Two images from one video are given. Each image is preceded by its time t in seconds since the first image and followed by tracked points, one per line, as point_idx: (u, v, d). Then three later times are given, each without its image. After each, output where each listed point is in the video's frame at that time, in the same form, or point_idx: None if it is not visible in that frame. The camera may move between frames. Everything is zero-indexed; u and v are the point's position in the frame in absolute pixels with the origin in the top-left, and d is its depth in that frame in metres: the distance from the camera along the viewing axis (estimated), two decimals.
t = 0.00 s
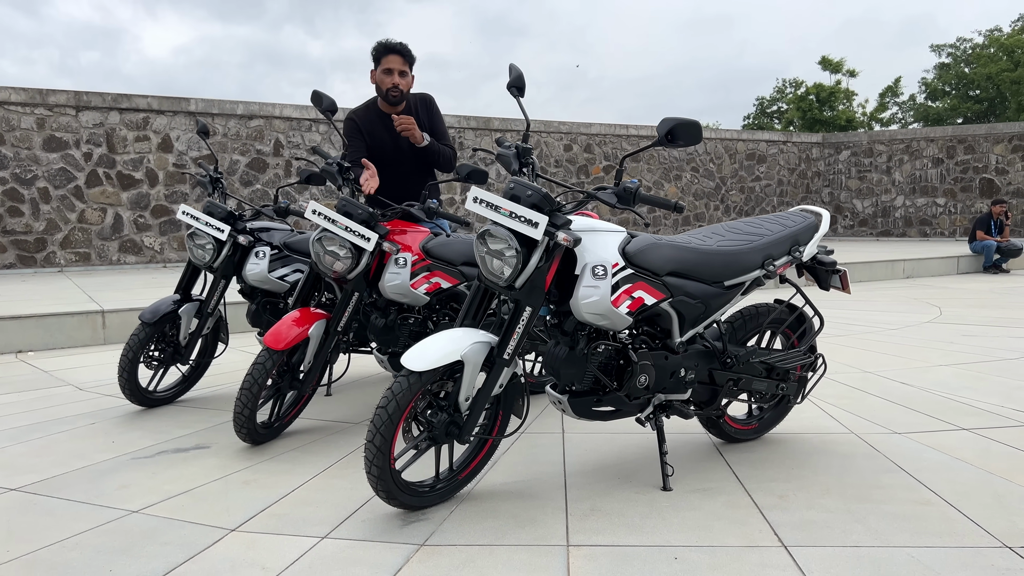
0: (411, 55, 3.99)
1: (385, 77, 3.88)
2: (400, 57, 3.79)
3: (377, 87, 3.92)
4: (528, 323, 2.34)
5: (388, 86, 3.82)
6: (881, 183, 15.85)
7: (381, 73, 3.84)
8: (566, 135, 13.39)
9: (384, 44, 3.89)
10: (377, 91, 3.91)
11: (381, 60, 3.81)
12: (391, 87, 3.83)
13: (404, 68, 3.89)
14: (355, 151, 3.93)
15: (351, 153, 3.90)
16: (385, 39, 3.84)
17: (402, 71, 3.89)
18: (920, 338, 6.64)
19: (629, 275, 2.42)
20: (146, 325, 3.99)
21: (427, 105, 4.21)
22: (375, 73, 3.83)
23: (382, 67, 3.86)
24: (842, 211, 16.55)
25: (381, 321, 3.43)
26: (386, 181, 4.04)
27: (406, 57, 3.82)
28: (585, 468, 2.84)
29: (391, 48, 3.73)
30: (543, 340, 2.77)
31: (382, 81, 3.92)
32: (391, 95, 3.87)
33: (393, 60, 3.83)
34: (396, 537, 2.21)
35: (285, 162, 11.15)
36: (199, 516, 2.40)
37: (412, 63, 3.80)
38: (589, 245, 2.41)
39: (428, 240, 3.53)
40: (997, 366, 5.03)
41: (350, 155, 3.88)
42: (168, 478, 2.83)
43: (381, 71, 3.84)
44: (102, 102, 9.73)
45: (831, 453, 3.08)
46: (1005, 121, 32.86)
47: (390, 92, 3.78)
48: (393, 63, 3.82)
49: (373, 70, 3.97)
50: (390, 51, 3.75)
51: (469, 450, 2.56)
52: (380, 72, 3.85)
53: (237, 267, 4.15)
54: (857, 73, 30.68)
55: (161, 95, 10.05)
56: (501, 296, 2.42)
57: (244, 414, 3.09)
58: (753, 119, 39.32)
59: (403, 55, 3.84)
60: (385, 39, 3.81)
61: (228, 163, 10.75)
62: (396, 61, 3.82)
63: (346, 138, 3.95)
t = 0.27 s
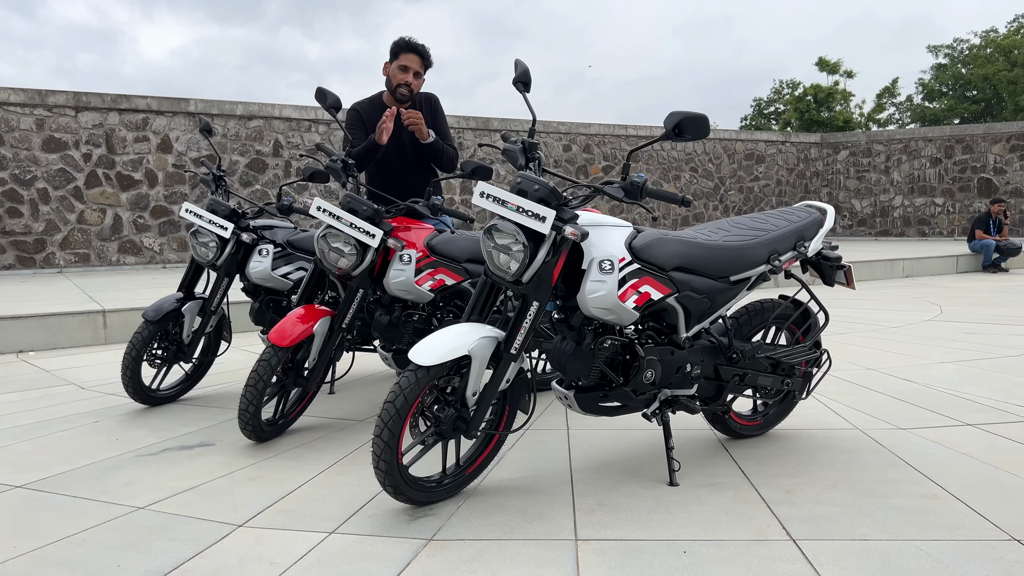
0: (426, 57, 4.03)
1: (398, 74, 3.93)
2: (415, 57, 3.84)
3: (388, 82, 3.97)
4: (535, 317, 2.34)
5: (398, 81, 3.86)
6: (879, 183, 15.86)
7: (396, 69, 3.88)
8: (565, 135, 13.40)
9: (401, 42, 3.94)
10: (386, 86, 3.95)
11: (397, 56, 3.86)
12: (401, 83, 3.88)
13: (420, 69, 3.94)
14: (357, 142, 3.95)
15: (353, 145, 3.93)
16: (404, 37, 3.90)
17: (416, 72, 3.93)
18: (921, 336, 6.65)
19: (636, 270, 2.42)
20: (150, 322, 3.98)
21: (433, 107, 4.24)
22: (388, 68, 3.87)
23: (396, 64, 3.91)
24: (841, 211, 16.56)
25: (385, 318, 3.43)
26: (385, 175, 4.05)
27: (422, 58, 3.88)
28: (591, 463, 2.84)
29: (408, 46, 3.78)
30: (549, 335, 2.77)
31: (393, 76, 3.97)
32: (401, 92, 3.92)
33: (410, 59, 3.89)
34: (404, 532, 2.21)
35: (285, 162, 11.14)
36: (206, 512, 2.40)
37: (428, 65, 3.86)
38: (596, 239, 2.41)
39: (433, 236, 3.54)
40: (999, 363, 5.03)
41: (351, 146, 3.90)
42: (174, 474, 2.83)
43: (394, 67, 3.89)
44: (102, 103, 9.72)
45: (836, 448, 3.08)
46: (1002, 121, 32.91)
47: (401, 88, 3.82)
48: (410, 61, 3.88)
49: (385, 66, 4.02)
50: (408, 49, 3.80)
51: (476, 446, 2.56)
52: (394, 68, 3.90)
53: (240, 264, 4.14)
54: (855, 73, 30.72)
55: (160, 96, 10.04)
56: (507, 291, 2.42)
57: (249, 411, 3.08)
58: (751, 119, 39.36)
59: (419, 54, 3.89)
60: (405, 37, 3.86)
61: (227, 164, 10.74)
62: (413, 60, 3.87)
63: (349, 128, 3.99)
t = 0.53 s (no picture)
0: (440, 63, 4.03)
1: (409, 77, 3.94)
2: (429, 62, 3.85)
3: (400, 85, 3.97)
4: (547, 316, 2.33)
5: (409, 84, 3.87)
6: (879, 183, 15.85)
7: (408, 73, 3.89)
8: (566, 136, 13.40)
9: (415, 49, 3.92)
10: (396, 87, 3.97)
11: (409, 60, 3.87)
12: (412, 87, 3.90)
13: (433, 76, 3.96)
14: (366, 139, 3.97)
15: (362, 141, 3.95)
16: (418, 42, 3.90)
17: (428, 78, 3.93)
18: (924, 335, 6.64)
19: (648, 268, 2.42)
20: (156, 322, 3.98)
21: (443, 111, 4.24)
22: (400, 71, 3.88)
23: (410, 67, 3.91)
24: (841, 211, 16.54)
25: (393, 318, 3.42)
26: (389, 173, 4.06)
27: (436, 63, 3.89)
28: (601, 462, 2.83)
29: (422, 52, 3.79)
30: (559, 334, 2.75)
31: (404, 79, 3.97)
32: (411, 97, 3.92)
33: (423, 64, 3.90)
34: (417, 531, 2.20)
35: (285, 163, 11.14)
36: (217, 512, 2.39)
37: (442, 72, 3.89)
38: (609, 237, 2.40)
39: (441, 235, 3.53)
40: (1004, 362, 5.02)
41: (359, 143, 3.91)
42: (183, 474, 2.81)
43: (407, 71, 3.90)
44: (102, 104, 9.72)
45: (847, 447, 3.07)
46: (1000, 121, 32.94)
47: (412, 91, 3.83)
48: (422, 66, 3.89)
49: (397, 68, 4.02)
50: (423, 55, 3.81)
51: (488, 444, 2.55)
52: (406, 71, 3.91)
53: (247, 264, 4.12)
54: (853, 74, 30.72)
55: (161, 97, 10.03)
56: (519, 289, 2.41)
57: (258, 411, 3.08)
58: (749, 120, 39.38)
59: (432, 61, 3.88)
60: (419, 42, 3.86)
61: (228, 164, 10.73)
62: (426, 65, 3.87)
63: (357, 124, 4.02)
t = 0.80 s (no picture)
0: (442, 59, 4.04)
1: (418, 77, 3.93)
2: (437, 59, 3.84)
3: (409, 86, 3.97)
4: (563, 318, 2.31)
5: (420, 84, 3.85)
6: (881, 182, 15.82)
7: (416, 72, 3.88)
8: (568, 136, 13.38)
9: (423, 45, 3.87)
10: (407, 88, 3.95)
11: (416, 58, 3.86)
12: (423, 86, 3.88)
13: (440, 69, 3.96)
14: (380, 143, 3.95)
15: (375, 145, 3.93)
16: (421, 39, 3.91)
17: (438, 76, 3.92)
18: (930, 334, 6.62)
19: (664, 269, 2.40)
20: (164, 324, 3.97)
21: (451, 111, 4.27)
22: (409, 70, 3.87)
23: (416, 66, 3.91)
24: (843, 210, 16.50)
25: (404, 319, 3.40)
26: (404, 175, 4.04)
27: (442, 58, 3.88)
28: (615, 464, 2.81)
29: (427, 47, 3.79)
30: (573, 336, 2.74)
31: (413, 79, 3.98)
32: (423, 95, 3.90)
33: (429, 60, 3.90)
34: (433, 534, 2.19)
35: (288, 164, 11.14)
36: (231, 516, 2.37)
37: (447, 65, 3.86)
38: (625, 238, 2.38)
39: (451, 236, 3.52)
40: (1013, 361, 5.00)
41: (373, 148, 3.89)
42: (195, 478, 2.79)
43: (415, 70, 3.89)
44: (105, 105, 9.71)
45: (861, 448, 3.04)
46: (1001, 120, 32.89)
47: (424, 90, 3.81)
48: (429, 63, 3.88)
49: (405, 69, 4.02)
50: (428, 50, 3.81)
51: (502, 447, 2.54)
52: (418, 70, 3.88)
53: (255, 266, 4.12)
54: (853, 73, 30.68)
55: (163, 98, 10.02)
56: (534, 291, 2.40)
57: (269, 413, 3.07)
58: (749, 120, 39.37)
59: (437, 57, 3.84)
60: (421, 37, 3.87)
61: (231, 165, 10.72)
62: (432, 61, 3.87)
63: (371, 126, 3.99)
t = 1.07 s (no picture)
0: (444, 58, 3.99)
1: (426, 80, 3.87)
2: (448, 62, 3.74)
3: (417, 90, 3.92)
4: (578, 323, 2.30)
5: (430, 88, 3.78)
6: (884, 181, 15.79)
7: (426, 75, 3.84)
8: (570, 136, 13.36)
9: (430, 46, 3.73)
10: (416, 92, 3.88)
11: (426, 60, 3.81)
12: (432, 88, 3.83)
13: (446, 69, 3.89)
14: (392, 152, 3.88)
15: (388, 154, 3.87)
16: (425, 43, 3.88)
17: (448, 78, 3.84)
18: (936, 335, 6.60)
19: (679, 273, 2.39)
20: (173, 329, 3.96)
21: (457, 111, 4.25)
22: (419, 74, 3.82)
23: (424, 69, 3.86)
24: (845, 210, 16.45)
25: (414, 323, 3.40)
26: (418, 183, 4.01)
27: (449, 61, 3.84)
28: (628, 470, 2.80)
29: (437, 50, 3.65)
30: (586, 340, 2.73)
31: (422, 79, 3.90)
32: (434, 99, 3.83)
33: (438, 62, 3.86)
34: (448, 542, 2.17)
35: (291, 166, 11.14)
36: (245, 523, 2.35)
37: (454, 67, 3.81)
38: (640, 243, 2.37)
39: (461, 240, 3.51)
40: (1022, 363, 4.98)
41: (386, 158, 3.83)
42: (206, 484, 2.78)
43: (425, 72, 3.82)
44: (108, 107, 9.72)
45: (875, 452, 3.02)
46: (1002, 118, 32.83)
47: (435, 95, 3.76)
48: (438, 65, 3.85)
49: (413, 71, 3.98)
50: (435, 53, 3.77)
51: (515, 453, 2.53)
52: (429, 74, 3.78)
53: (263, 270, 4.13)
54: (853, 72, 30.64)
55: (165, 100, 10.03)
56: (548, 296, 2.38)
57: (280, 418, 3.06)
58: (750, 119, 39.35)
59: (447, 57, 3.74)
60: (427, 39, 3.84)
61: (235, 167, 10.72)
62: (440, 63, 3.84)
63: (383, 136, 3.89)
